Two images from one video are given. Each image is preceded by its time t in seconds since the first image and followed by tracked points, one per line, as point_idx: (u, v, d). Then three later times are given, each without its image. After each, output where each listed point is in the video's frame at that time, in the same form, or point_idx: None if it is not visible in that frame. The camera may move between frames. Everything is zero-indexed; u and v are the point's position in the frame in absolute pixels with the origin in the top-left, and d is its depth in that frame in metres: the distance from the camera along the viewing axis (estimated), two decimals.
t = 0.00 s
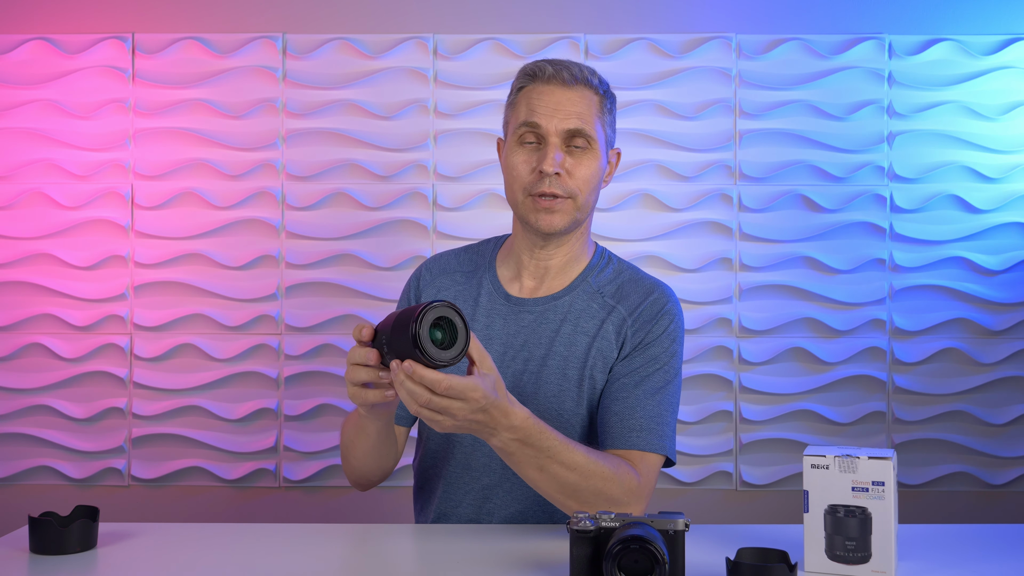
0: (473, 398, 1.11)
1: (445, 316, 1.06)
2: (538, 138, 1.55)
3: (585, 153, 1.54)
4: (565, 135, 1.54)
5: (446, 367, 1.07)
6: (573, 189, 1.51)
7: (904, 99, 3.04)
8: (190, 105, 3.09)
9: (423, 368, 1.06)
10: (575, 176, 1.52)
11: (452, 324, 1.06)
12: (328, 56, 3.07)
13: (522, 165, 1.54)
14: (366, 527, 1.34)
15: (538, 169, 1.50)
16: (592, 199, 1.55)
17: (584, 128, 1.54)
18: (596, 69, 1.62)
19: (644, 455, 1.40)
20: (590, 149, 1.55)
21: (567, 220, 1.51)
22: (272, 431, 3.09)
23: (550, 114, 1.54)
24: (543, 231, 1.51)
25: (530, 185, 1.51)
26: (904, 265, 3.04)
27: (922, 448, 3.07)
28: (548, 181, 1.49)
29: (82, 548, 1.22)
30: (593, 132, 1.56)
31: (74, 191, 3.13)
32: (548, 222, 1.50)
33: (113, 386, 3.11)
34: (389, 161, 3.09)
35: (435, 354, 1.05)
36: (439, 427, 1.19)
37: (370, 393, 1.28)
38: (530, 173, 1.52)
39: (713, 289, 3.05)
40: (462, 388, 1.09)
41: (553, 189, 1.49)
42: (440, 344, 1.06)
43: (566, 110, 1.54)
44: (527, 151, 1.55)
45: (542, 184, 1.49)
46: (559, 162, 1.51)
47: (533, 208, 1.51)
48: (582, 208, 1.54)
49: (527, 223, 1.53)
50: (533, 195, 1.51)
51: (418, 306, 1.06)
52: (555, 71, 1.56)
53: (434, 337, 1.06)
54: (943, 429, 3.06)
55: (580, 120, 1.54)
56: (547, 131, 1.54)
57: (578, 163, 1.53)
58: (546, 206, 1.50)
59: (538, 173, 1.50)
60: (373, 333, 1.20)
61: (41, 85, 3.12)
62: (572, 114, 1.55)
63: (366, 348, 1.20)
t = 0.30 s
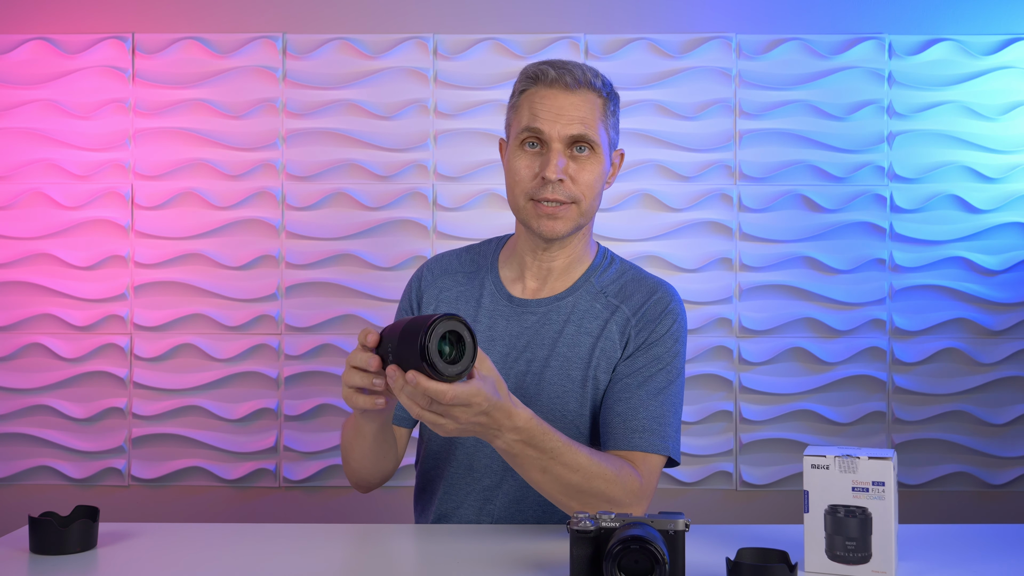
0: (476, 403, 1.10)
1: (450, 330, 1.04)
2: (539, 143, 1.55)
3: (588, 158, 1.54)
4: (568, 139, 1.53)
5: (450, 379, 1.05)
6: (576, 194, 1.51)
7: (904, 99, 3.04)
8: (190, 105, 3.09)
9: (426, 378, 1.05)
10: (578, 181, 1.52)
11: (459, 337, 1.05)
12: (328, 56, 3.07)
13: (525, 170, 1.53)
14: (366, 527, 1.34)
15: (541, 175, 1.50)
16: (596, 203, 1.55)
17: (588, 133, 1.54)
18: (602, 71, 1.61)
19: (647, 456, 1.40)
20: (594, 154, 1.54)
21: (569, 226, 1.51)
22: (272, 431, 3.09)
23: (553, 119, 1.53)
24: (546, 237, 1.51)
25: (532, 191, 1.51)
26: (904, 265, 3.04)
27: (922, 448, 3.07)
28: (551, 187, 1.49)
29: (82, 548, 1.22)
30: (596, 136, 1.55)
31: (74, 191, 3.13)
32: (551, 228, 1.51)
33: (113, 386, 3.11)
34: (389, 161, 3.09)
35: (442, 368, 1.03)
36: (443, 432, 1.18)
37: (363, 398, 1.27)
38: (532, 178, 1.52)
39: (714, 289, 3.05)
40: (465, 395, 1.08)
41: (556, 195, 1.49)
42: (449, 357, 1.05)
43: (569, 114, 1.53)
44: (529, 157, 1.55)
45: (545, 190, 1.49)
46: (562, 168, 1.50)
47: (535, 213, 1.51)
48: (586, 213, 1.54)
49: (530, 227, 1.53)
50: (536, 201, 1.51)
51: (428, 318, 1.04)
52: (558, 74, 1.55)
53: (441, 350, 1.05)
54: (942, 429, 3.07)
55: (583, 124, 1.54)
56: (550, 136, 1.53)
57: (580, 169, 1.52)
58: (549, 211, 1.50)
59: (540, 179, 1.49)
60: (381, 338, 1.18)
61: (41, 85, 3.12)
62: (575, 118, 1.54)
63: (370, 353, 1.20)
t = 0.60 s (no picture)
0: (500, 399, 1.10)
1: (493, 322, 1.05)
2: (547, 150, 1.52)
3: (596, 167, 1.52)
4: (577, 148, 1.51)
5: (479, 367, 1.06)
6: (583, 205, 1.50)
7: (904, 99, 3.04)
8: (190, 105, 3.09)
9: (455, 366, 1.05)
10: (585, 192, 1.50)
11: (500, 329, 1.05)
12: (328, 56, 3.07)
13: (533, 177, 1.51)
14: (365, 527, 1.34)
15: (550, 184, 1.48)
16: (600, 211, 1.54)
17: (598, 143, 1.51)
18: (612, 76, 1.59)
19: (648, 456, 1.40)
20: (601, 164, 1.53)
21: (573, 234, 1.50)
22: (272, 431, 3.09)
23: (564, 126, 1.51)
24: (551, 245, 1.50)
25: (539, 199, 1.49)
26: (904, 265, 3.04)
27: (922, 448, 3.07)
28: (559, 196, 1.47)
29: (82, 548, 1.22)
30: (605, 146, 1.53)
31: (74, 191, 3.13)
32: (556, 236, 1.50)
33: (113, 386, 3.11)
34: (389, 161, 3.09)
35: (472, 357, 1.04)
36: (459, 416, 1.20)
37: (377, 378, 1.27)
38: (540, 185, 1.50)
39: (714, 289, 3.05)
40: (491, 389, 1.08)
41: (564, 205, 1.48)
42: (482, 348, 1.07)
43: (580, 123, 1.50)
44: (536, 162, 1.52)
45: (553, 199, 1.48)
46: (571, 177, 1.49)
47: (541, 220, 1.50)
48: (589, 222, 1.53)
49: (534, 234, 1.52)
50: (543, 209, 1.49)
51: (473, 305, 1.04)
52: (570, 81, 1.52)
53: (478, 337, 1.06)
54: (942, 429, 3.07)
55: (594, 133, 1.51)
56: (560, 144, 1.51)
57: (588, 177, 1.51)
58: (556, 221, 1.49)
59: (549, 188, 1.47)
60: (420, 312, 1.18)
61: (41, 85, 3.12)
62: (585, 126, 1.51)
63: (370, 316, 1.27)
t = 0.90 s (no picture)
0: (505, 404, 1.10)
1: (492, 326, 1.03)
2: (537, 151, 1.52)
3: (586, 167, 1.51)
4: (565, 149, 1.50)
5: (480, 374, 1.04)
6: (572, 205, 1.50)
7: (904, 99, 3.04)
8: (190, 104, 3.09)
9: (458, 373, 1.04)
10: (575, 192, 1.50)
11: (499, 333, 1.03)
12: (328, 56, 3.07)
13: (523, 178, 1.51)
14: (365, 528, 1.34)
15: (538, 185, 1.48)
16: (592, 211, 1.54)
17: (586, 143, 1.50)
18: (603, 75, 1.58)
19: (648, 456, 1.40)
20: (591, 163, 1.52)
21: (564, 236, 1.51)
22: (272, 431, 3.09)
23: (552, 127, 1.50)
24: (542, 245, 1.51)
25: (529, 200, 1.50)
26: (904, 265, 3.04)
27: (922, 448, 3.07)
28: (548, 198, 1.48)
29: (82, 548, 1.22)
30: (595, 146, 1.52)
31: (74, 191, 3.13)
32: (546, 237, 1.50)
33: (113, 386, 3.11)
34: (389, 161, 3.09)
35: (476, 365, 1.02)
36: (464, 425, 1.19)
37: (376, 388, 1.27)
38: (529, 187, 1.50)
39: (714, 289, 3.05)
40: (495, 394, 1.08)
41: (553, 206, 1.48)
42: (484, 353, 1.05)
43: (568, 123, 1.50)
44: (525, 164, 1.52)
45: (541, 201, 1.48)
46: (559, 178, 1.49)
47: (532, 222, 1.51)
48: (581, 222, 1.53)
49: (526, 235, 1.52)
50: (533, 210, 1.50)
51: (468, 312, 1.02)
52: (558, 81, 1.51)
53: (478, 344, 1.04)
54: (942, 429, 3.07)
55: (582, 133, 1.50)
56: (547, 145, 1.50)
57: (577, 179, 1.50)
58: (545, 221, 1.49)
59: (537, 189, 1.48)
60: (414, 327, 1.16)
61: (41, 86, 3.13)
62: (573, 127, 1.50)
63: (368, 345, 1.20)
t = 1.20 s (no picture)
0: (482, 404, 1.10)
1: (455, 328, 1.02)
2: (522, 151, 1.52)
3: (572, 164, 1.51)
4: (548, 147, 1.49)
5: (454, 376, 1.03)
6: (559, 203, 1.49)
7: (904, 99, 3.04)
8: (190, 104, 3.10)
9: (431, 376, 1.04)
10: (562, 190, 1.50)
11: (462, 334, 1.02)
12: (328, 56, 3.07)
13: (511, 178, 1.51)
14: (365, 528, 1.34)
15: (522, 184, 1.48)
16: (583, 208, 1.53)
17: (569, 141, 1.49)
18: (590, 70, 1.57)
19: (647, 456, 1.40)
20: (577, 160, 1.51)
21: (555, 233, 1.51)
22: (272, 431, 3.09)
23: (535, 126, 1.49)
24: (532, 243, 1.51)
25: (516, 199, 1.50)
26: (904, 265, 3.04)
27: (922, 448, 3.07)
28: (533, 196, 1.48)
29: (82, 548, 1.22)
30: (580, 143, 1.51)
31: (73, 191, 3.13)
32: (536, 235, 1.50)
33: (113, 386, 3.11)
34: (389, 161, 3.09)
35: (446, 366, 1.02)
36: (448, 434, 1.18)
37: (375, 396, 1.28)
38: (515, 186, 1.50)
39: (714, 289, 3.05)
40: (472, 395, 1.08)
41: (539, 205, 1.48)
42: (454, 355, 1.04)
43: (550, 122, 1.49)
44: (512, 163, 1.53)
45: (527, 199, 1.48)
46: (544, 177, 1.48)
47: (519, 220, 1.51)
48: (572, 218, 1.52)
49: (518, 234, 1.53)
50: (521, 209, 1.50)
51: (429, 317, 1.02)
52: (538, 80, 1.51)
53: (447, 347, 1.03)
54: (942, 429, 3.06)
55: (565, 131, 1.49)
56: (530, 144, 1.50)
57: (564, 176, 1.50)
58: (533, 219, 1.50)
59: (522, 188, 1.48)
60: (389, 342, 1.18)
61: (41, 86, 3.13)
62: (557, 125, 1.49)
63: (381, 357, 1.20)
